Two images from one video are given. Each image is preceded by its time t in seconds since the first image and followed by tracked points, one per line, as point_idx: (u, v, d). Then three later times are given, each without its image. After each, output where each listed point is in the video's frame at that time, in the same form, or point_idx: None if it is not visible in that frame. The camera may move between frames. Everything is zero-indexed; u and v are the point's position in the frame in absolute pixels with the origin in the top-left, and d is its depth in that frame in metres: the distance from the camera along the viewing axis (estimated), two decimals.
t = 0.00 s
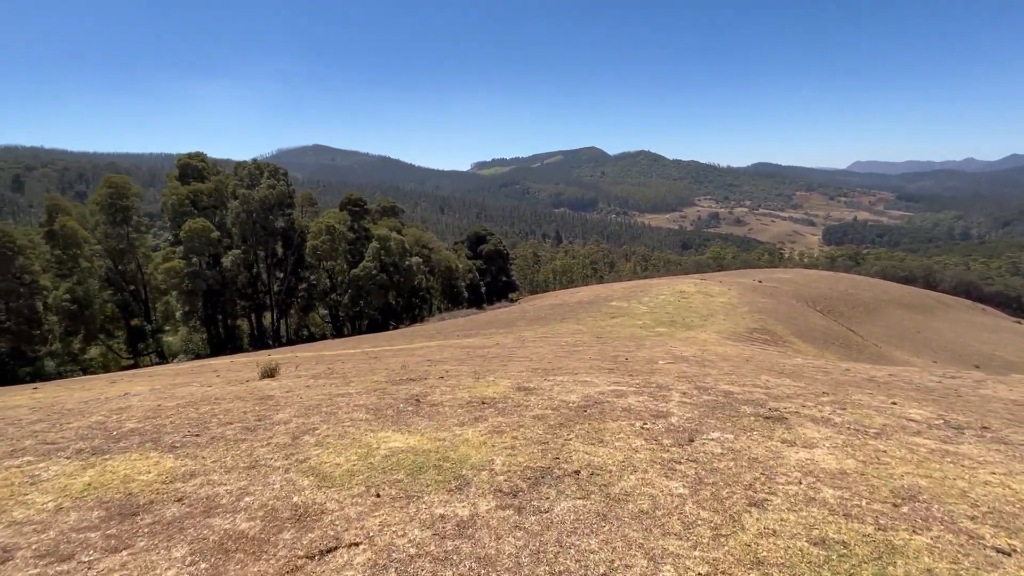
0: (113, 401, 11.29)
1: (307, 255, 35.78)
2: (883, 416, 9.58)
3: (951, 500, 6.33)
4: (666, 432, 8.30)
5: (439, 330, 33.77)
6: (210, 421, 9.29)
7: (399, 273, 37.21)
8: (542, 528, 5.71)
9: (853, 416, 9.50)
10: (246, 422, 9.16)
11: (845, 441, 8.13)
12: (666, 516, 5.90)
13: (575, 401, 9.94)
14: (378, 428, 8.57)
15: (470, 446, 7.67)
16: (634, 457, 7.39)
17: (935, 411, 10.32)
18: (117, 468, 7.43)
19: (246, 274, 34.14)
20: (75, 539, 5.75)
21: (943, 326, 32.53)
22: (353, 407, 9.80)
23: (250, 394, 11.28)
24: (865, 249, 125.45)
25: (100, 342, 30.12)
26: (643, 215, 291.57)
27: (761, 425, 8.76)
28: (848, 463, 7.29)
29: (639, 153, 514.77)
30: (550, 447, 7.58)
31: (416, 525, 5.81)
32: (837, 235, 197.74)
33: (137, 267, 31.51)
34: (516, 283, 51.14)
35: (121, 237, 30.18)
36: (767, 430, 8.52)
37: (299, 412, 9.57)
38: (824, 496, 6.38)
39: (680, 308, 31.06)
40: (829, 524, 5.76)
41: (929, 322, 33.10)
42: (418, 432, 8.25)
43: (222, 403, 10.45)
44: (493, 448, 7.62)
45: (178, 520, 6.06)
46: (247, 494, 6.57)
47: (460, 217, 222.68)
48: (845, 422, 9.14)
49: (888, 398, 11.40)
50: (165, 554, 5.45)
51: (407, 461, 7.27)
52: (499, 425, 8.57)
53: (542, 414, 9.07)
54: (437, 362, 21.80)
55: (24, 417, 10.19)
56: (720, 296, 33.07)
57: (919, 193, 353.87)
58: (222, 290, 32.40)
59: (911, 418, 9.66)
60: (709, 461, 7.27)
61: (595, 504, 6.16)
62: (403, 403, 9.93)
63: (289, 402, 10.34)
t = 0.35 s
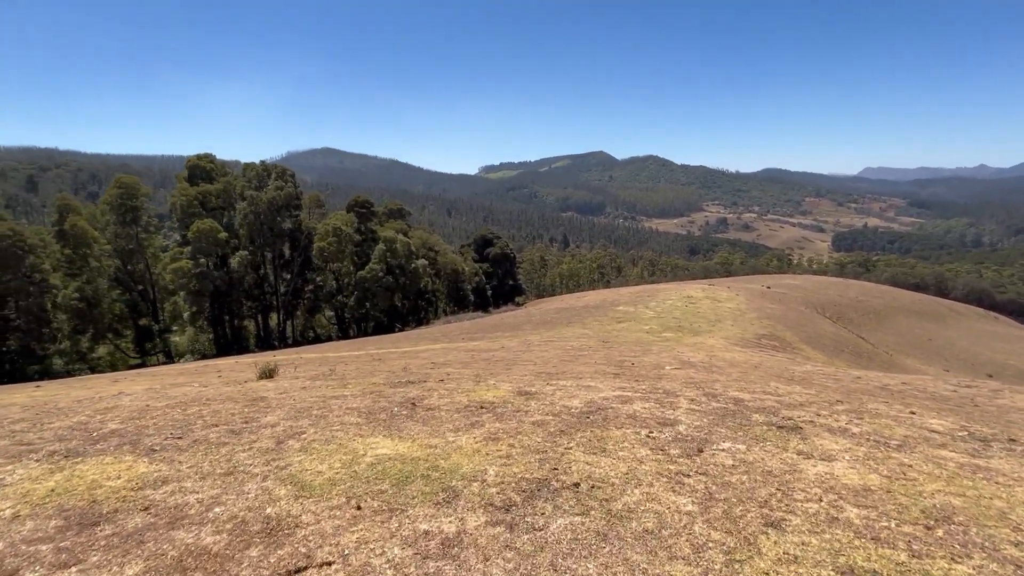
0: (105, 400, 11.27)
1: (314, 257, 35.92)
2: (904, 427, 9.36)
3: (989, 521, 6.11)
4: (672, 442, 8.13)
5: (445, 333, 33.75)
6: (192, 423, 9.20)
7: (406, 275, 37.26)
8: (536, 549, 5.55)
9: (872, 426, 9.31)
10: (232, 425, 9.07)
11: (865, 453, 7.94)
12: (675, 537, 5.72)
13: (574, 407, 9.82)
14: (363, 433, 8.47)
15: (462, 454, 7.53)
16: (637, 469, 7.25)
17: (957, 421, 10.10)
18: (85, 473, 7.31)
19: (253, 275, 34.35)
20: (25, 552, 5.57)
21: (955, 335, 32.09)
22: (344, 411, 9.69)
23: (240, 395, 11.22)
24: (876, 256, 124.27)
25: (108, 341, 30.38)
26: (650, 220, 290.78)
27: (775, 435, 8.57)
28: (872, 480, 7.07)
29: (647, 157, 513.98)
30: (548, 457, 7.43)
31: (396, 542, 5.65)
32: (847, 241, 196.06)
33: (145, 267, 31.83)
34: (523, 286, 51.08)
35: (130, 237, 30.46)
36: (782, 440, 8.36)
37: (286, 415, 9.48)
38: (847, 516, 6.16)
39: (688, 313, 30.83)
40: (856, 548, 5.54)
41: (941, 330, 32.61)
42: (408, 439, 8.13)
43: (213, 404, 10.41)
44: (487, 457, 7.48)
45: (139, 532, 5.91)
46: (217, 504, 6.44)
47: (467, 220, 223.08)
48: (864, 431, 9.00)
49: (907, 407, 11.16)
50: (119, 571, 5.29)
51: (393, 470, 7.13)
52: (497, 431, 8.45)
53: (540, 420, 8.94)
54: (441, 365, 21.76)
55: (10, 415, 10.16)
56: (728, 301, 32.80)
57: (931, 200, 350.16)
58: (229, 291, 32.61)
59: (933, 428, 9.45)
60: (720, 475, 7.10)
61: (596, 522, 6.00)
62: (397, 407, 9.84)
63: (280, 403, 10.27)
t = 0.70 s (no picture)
0: (91, 404, 11.13)
1: (319, 260, 35.96)
2: (929, 446, 9.11)
3: None
4: (682, 461, 7.86)
5: (449, 337, 33.62)
6: (172, 432, 8.93)
7: (410, 279, 37.21)
8: None
9: (896, 445, 9.08)
10: (214, 434, 8.85)
11: (893, 478, 7.61)
12: None
13: (575, 419, 9.61)
14: (349, 446, 8.18)
15: (453, 474, 7.15)
16: (644, 493, 6.86)
17: (980, 439, 9.84)
18: (43, 489, 6.86)
19: (258, 277, 34.46)
20: None
21: (966, 345, 31.61)
22: (331, 420, 9.52)
23: (230, 401, 11.06)
24: (884, 265, 123.19)
25: (113, 342, 30.50)
26: (656, 227, 290.31)
27: (793, 455, 8.33)
28: (910, 511, 6.63)
29: (653, 164, 513.67)
30: (546, 479, 7.04)
31: None
32: (855, 249, 194.95)
33: (151, 268, 32.02)
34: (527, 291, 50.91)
35: (137, 239, 30.64)
36: (801, 460, 8.09)
37: (271, 424, 9.28)
38: (884, 554, 5.70)
39: (694, 321, 30.54)
40: None
41: (951, 341, 32.16)
42: (396, 455, 7.80)
43: (198, 411, 10.24)
44: (478, 478, 7.08)
45: (81, 563, 5.37)
46: (177, 529, 5.94)
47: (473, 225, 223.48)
48: (888, 450, 8.78)
49: (925, 423, 10.89)
50: None
51: (375, 492, 6.71)
52: (494, 447, 8.16)
53: (538, 434, 8.72)
54: (444, 370, 21.62)
55: None
56: (734, 309, 32.52)
57: (939, 209, 347.91)
58: (234, 293, 32.68)
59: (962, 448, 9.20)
60: (736, 502, 6.69)
61: (598, 558, 5.49)
62: (390, 417, 9.67)
63: (268, 412, 10.09)
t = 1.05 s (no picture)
0: (79, 411, 11.05)
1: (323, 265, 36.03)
2: (959, 472, 8.87)
3: None
4: (691, 488, 7.50)
5: (451, 344, 33.50)
6: (147, 446, 8.75)
7: (413, 284, 37.17)
8: None
9: (923, 471, 8.81)
10: (193, 449, 8.64)
11: (927, 512, 7.19)
12: None
13: (576, 437, 9.41)
14: (333, 466, 7.90)
15: (440, 503, 6.77)
16: (653, 527, 6.44)
17: (1004, 464, 9.57)
18: None
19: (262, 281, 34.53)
20: None
21: (975, 358, 31.16)
22: (316, 435, 9.36)
23: (217, 411, 10.96)
24: (891, 275, 122.32)
25: (117, 343, 30.58)
26: (661, 235, 289.73)
27: (814, 482, 7.99)
28: (947, 551, 6.22)
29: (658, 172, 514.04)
30: (545, 511, 6.63)
31: None
32: (861, 260, 193.96)
33: (156, 270, 32.18)
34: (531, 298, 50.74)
35: (142, 241, 30.81)
36: (823, 489, 7.73)
37: (254, 438, 9.11)
38: None
39: (700, 331, 30.27)
40: None
41: (960, 354, 31.66)
42: (382, 478, 7.46)
43: (182, 422, 10.12)
44: (468, 508, 6.67)
45: None
46: (131, 564, 5.62)
47: (478, 232, 223.97)
48: (915, 477, 8.52)
49: (945, 445, 10.62)
50: None
51: (353, 522, 6.34)
52: (487, 469, 7.84)
53: (537, 454, 8.46)
54: (446, 378, 21.42)
55: None
56: (739, 319, 32.23)
57: (946, 221, 346.02)
58: (237, 297, 32.76)
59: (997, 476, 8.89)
60: (753, 539, 6.26)
61: None
62: (379, 431, 9.54)
63: (255, 424, 9.92)
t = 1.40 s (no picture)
0: (69, 416, 11.03)
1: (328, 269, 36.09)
2: (984, 498, 8.79)
3: None
4: (701, 515, 7.28)
5: (455, 350, 33.39)
6: (126, 458, 8.62)
7: (417, 290, 37.13)
8: None
9: (947, 497, 8.64)
10: (174, 462, 8.50)
11: (956, 547, 6.90)
12: None
13: (579, 455, 9.35)
14: (317, 484, 7.72)
15: (428, 533, 6.47)
16: (663, 561, 6.15)
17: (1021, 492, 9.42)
18: None
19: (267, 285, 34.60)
20: None
21: (984, 371, 30.77)
22: (306, 447, 9.26)
23: (207, 420, 10.89)
24: (898, 287, 121.42)
25: (121, 345, 30.65)
26: (666, 243, 289.24)
27: (831, 509, 7.80)
28: None
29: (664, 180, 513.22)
30: (543, 544, 6.30)
31: None
32: (868, 271, 192.92)
33: (162, 273, 32.33)
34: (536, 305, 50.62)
35: (148, 244, 30.96)
36: (842, 518, 7.50)
37: (239, 451, 8.98)
38: None
39: (705, 340, 30.06)
40: None
41: (969, 367, 31.25)
42: (367, 503, 7.17)
43: (169, 431, 10.04)
44: (457, 540, 6.33)
45: None
46: None
47: (483, 238, 224.43)
48: (936, 504, 8.35)
49: (961, 472, 10.43)
50: None
51: (330, 554, 6.01)
52: (481, 491, 7.62)
53: (536, 474, 8.30)
54: (448, 386, 21.30)
55: None
56: (745, 329, 31.96)
57: (954, 233, 343.65)
58: (241, 300, 32.81)
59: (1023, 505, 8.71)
60: None
61: None
62: (373, 445, 9.46)
63: (242, 436, 9.82)
